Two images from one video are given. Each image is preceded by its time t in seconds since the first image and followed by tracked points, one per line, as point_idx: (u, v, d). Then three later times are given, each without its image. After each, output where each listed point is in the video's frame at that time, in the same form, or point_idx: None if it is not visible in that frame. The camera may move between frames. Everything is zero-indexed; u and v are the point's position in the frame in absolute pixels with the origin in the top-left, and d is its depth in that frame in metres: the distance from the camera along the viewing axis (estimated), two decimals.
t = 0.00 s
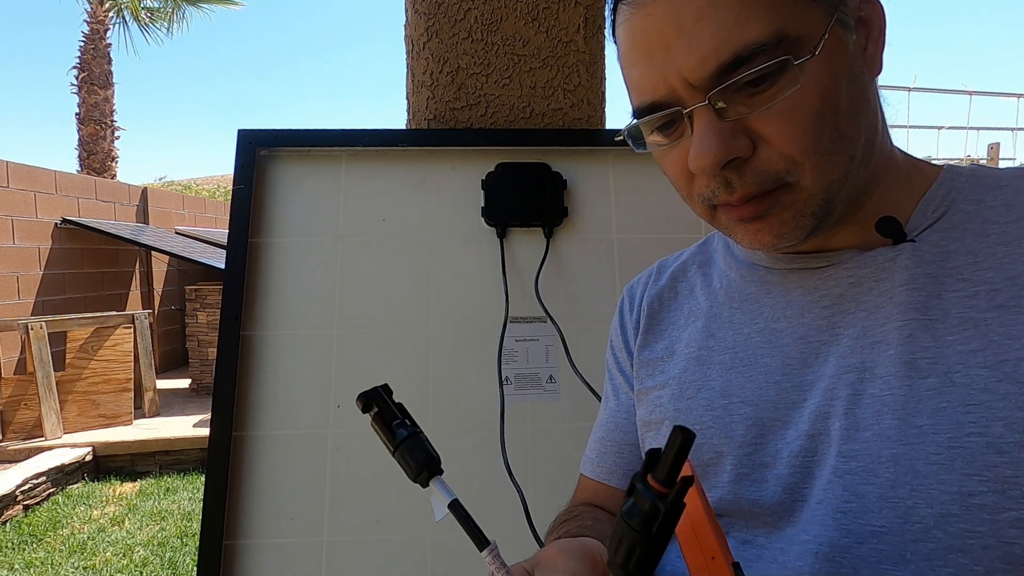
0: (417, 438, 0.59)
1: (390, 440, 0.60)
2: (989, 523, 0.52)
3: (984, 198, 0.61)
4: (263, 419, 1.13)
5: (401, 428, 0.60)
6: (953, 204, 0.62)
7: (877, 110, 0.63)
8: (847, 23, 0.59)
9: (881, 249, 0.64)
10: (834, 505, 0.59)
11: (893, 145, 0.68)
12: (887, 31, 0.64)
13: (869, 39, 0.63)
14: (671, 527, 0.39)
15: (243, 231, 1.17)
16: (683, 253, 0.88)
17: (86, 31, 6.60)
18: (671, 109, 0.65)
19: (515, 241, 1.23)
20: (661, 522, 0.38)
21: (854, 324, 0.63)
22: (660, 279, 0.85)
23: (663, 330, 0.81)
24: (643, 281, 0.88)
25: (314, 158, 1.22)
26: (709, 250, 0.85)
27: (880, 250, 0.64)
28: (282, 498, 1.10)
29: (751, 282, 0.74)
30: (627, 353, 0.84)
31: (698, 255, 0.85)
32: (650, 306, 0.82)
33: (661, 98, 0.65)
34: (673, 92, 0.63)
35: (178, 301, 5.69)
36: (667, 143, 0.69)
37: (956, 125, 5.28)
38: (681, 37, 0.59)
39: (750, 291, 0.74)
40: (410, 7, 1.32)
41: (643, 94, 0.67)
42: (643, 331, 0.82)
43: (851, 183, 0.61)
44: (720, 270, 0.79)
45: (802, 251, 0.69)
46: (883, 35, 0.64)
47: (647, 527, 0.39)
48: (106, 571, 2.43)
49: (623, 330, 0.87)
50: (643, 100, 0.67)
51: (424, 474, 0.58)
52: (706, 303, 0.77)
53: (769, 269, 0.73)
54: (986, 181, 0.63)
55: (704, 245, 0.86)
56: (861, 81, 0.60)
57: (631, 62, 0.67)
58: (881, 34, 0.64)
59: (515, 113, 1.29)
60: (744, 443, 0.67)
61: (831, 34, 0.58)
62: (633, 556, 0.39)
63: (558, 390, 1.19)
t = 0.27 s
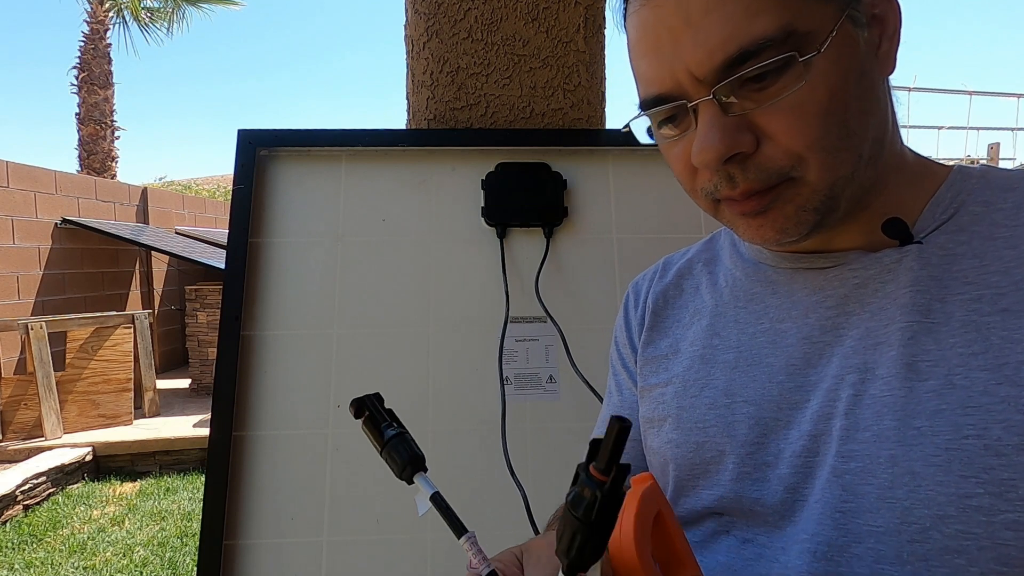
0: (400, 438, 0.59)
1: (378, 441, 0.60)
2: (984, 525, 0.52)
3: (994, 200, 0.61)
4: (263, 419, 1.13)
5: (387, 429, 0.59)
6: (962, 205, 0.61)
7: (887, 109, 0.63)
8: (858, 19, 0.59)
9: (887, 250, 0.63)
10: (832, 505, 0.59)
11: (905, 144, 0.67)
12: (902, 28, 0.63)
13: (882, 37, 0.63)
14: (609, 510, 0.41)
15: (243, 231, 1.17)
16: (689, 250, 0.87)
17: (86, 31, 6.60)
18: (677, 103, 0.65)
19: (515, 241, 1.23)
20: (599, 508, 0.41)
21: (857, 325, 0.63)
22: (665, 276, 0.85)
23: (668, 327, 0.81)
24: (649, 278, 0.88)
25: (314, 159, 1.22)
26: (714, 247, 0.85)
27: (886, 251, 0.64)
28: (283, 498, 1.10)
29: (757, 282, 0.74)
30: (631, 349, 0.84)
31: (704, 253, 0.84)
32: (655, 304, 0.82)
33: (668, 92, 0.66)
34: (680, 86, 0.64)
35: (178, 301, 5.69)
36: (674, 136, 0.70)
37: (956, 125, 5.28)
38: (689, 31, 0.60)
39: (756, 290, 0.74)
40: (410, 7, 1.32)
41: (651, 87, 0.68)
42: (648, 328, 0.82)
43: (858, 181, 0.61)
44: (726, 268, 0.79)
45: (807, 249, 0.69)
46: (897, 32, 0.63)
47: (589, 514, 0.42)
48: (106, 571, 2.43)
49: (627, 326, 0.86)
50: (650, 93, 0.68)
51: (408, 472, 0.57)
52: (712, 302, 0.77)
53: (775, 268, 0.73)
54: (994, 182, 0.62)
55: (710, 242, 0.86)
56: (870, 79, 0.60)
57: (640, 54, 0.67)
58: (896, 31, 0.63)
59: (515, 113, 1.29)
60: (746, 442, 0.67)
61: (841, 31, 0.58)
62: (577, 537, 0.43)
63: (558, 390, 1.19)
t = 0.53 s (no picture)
0: (469, 427, 0.62)
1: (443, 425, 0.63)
2: (987, 533, 0.51)
3: (1008, 203, 0.60)
4: (263, 420, 1.13)
5: (457, 416, 0.63)
6: (975, 207, 0.61)
7: (899, 108, 0.62)
8: (865, 16, 0.59)
9: (897, 252, 0.63)
10: (834, 508, 0.59)
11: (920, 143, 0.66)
12: (917, 23, 0.62)
13: (896, 33, 0.62)
14: None
15: (243, 231, 1.16)
16: (697, 247, 0.87)
17: (86, 31, 6.60)
18: (680, 96, 0.66)
19: (515, 241, 1.22)
20: None
21: (865, 327, 0.63)
22: (673, 272, 0.85)
23: (674, 323, 0.81)
24: (656, 274, 0.88)
25: (314, 158, 1.22)
26: (723, 244, 0.84)
27: (896, 253, 0.63)
28: (283, 498, 1.10)
29: (764, 281, 0.74)
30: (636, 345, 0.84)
31: (712, 250, 0.84)
32: (662, 301, 0.82)
33: (671, 85, 0.66)
34: (683, 80, 0.64)
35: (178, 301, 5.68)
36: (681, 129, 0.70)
37: (956, 125, 5.28)
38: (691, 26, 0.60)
39: (763, 289, 0.73)
40: (410, 7, 1.32)
41: (656, 79, 0.68)
42: (655, 324, 0.82)
43: (864, 179, 0.60)
44: (733, 267, 0.79)
45: (815, 250, 0.69)
46: (912, 29, 0.62)
47: None
48: (106, 571, 2.43)
49: (634, 321, 0.87)
50: (655, 85, 0.69)
51: (470, 464, 0.60)
52: (718, 300, 0.77)
53: (784, 267, 0.73)
54: (1005, 184, 0.62)
55: (720, 239, 0.86)
56: (877, 76, 0.59)
57: (646, 47, 0.68)
58: (909, 28, 0.62)
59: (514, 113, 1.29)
60: (749, 441, 0.67)
61: (845, 27, 0.57)
62: None
63: (557, 390, 1.19)
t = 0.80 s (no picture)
0: (458, 432, 0.49)
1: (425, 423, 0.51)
2: (1000, 539, 0.52)
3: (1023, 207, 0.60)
4: (267, 421, 1.13)
5: (445, 417, 0.50)
6: (991, 210, 0.61)
7: (919, 107, 0.62)
8: (891, 10, 0.59)
9: (910, 254, 0.63)
10: (843, 510, 0.59)
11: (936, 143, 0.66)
12: (942, 19, 0.62)
13: (920, 30, 0.62)
14: (713, 492, 0.41)
15: (243, 231, 1.16)
16: (704, 244, 0.87)
17: (86, 31, 6.59)
18: (699, 86, 0.66)
19: (514, 241, 1.22)
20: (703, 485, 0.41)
21: (877, 330, 0.63)
22: (679, 269, 0.84)
23: (680, 319, 0.80)
24: (662, 270, 0.87)
25: (314, 159, 1.22)
26: (731, 242, 0.84)
27: (910, 255, 0.63)
28: (288, 499, 1.10)
29: (773, 281, 0.74)
30: (640, 341, 0.84)
31: (719, 248, 0.84)
32: (668, 297, 0.82)
33: (689, 76, 0.66)
34: (702, 71, 0.65)
35: (178, 301, 5.68)
36: (696, 122, 0.70)
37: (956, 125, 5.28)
38: (712, 17, 0.60)
39: (772, 288, 0.73)
40: (410, 7, 1.32)
41: (674, 69, 0.68)
42: (661, 320, 0.81)
43: (881, 177, 0.60)
44: (742, 265, 0.79)
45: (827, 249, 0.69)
46: (936, 27, 0.62)
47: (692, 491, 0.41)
48: (106, 571, 2.43)
49: (638, 316, 0.86)
50: (673, 76, 0.69)
51: (466, 473, 0.49)
52: (726, 297, 0.77)
53: (794, 266, 0.73)
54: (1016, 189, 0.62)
55: (727, 236, 0.86)
56: (899, 73, 0.59)
57: (664, 36, 0.68)
58: (933, 25, 0.62)
59: (514, 113, 1.29)
60: (756, 441, 0.67)
61: (871, 21, 0.57)
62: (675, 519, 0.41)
63: (557, 390, 1.19)
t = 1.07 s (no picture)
0: (513, 454, 0.44)
1: (495, 411, 0.46)
2: (1005, 541, 0.52)
3: None
4: (268, 421, 1.12)
5: (510, 430, 0.44)
6: (1000, 213, 0.61)
7: (932, 106, 0.62)
8: (911, 6, 0.58)
9: (920, 255, 0.63)
10: (847, 511, 0.59)
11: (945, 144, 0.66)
12: (958, 17, 0.62)
13: (935, 27, 0.62)
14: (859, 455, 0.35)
15: (243, 231, 1.16)
16: (709, 241, 0.86)
17: (86, 31, 6.59)
18: (715, 78, 0.66)
19: (514, 240, 1.22)
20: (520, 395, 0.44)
21: (884, 330, 0.62)
22: (684, 266, 0.84)
23: (683, 316, 0.80)
24: (666, 266, 0.86)
25: (314, 158, 1.22)
26: (736, 239, 0.84)
27: (918, 256, 0.63)
28: (288, 499, 1.10)
29: (780, 280, 0.73)
30: (643, 337, 0.83)
31: (725, 245, 0.83)
32: (672, 294, 0.81)
33: (705, 66, 0.66)
34: (718, 62, 0.64)
35: (178, 301, 5.68)
36: (707, 115, 0.70)
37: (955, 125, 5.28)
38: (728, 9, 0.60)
39: (778, 287, 0.73)
40: (410, 7, 1.31)
41: (688, 60, 0.68)
42: (664, 317, 0.80)
43: (893, 176, 0.60)
44: (747, 263, 0.78)
45: (834, 249, 0.69)
46: (951, 25, 0.62)
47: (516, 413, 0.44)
48: (106, 571, 2.42)
49: (642, 311, 0.85)
50: (686, 67, 0.68)
51: (511, 493, 0.45)
52: (731, 295, 0.76)
53: (801, 265, 0.72)
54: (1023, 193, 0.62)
55: (731, 234, 0.85)
56: (917, 70, 0.59)
57: (678, 27, 0.67)
58: (949, 23, 0.62)
59: (514, 113, 1.28)
60: (761, 440, 0.66)
61: (891, 16, 0.57)
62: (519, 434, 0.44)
63: (557, 390, 1.18)
